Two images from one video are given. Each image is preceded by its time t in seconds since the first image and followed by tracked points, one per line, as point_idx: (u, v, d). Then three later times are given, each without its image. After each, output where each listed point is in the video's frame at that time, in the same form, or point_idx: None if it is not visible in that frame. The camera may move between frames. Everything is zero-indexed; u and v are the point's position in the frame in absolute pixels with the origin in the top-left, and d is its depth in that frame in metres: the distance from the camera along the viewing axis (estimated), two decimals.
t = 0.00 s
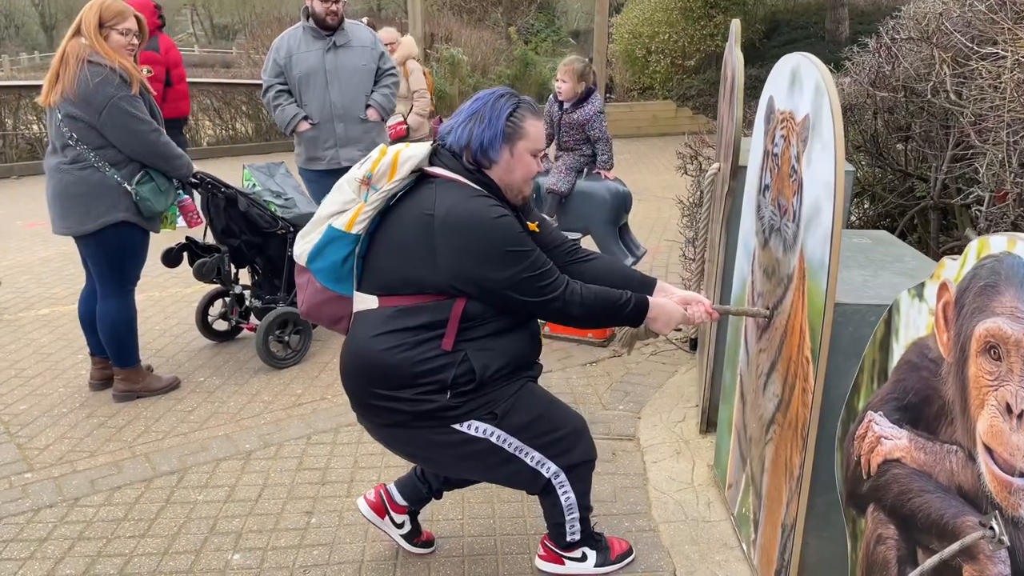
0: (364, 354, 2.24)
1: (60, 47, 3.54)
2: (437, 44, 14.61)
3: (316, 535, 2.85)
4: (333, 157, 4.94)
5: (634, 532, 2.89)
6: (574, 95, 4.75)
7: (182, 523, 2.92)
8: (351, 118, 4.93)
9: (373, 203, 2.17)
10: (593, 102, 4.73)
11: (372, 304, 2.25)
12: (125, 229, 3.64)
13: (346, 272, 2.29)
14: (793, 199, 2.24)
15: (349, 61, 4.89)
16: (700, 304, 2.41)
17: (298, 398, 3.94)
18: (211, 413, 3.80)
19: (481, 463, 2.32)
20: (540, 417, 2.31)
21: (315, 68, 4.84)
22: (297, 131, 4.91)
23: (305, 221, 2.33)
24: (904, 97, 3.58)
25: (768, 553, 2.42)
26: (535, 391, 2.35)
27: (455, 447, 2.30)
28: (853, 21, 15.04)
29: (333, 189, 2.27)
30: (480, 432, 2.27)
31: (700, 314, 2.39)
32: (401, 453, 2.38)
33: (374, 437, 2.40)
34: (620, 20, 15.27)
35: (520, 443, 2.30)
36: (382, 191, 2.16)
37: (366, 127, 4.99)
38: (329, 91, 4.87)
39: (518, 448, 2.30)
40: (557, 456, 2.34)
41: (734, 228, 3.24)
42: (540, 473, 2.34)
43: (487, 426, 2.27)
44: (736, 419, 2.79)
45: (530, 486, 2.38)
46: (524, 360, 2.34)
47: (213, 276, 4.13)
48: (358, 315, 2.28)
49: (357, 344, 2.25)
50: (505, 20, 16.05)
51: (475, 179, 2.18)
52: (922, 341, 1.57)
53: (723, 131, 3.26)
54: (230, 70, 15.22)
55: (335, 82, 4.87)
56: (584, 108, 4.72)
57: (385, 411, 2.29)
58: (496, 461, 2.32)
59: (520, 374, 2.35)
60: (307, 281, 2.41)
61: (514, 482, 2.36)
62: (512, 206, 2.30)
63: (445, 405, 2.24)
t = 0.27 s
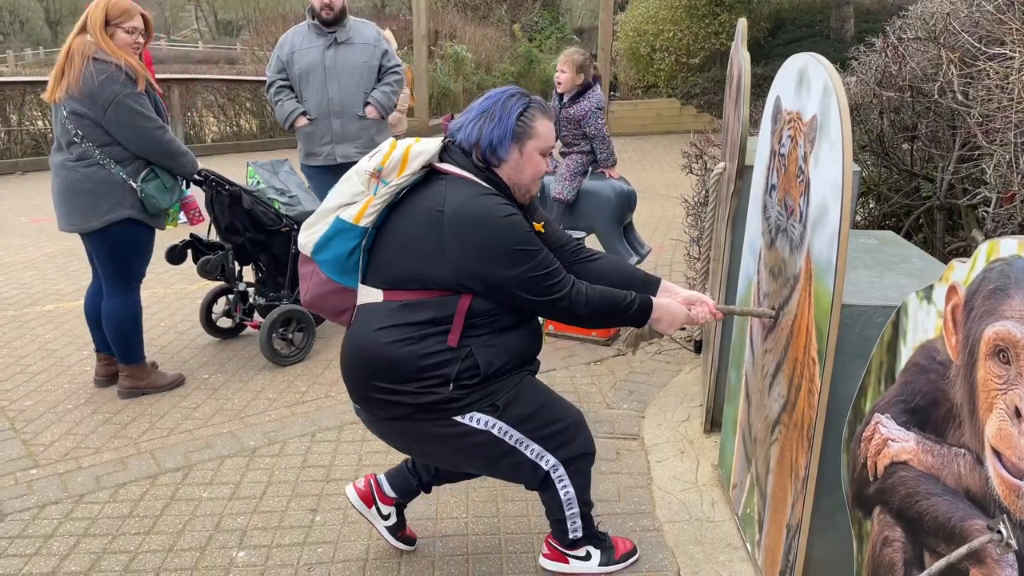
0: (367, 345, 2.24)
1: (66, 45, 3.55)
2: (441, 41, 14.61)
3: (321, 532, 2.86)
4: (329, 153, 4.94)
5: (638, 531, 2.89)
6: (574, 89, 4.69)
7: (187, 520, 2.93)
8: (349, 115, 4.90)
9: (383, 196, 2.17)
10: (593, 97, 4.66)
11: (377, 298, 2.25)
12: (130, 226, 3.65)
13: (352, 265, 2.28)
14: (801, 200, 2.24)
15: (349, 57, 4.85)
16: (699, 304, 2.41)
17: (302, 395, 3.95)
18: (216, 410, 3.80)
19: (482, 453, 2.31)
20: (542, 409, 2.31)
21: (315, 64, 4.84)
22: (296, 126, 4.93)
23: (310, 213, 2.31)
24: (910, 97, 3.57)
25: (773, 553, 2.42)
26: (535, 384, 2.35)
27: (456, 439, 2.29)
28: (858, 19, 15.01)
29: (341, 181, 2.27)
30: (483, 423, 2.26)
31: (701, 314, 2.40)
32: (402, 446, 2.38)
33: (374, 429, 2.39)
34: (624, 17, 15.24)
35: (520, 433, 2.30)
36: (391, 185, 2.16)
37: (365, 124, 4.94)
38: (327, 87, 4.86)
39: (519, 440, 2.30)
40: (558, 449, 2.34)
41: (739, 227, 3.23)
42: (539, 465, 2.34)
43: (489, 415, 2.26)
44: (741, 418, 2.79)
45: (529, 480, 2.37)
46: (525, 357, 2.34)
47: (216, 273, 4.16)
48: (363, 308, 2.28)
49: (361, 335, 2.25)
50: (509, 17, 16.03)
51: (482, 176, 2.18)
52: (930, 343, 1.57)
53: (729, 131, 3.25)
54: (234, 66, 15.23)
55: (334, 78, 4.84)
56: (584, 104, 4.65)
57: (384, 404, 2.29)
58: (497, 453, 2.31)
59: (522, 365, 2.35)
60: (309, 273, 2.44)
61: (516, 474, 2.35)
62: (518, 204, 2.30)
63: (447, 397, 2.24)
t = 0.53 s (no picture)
0: (364, 345, 2.23)
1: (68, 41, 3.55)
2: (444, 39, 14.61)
3: (325, 531, 2.86)
4: (325, 148, 4.93)
5: (642, 531, 2.89)
6: (580, 81, 4.78)
7: (191, 518, 2.93)
8: (346, 111, 4.88)
9: (384, 198, 2.15)
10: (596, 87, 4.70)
11: (376, 299, 2.24)
12: (134, 223, 3.64)
13: (351, 266, 2.26)
14: (807, 199, 2.23)
15: (348, 54, 4.83)
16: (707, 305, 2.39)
17: (306, 393, 3.94)
18: (219, 408, 3.80)
19: (479, 455, 2.30)
20: (539, 411, 2.30)
21: (315, 60, 4.85)
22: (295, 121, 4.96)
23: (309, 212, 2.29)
24: (916, 96, 3.56)
25: (778, 554, 2.41)
26: (531, 385, 2.34)
27: (452, 439, 2.29)
28: (862, 17, 14.97)
29: (342, 179, 2.25)
30: (478, 425, 2.26)
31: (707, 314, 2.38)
32: (397, 446, 2.37)
33: (369, 429, 2.39)
34: (627, 15, 15.23)
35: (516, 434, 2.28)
36: (393, 186, 2.14)
37: (361, 121, 4.90)
38: (325, 83, 4.86)
39: (516, 441, 2.29)
40: (553, 450, 2.32)
41: (744, 227, 3.22)
42: (535, 466, 2.32)
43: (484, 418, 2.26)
44: (746, 418, 2.77)
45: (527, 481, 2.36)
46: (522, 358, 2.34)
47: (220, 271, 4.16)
48: (361, 308, 2.27)
49: (359, 335, 2.24)
50: (512, 15, 16.02)
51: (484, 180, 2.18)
52: (939, 344, 1.56)
53: (734, 130, 3.25)
54: (238, 63, 15.24)
55: (332, 74, 4.84)
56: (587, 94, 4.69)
57: (382, 403, 2.28)
58: (493, 454, 2.30)
59: (520, 367, 2.35)
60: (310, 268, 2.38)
61: (515, 475, 2.34)
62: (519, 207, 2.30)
63: (444, 398, 2.23)
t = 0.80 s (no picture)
0: (371, 326, 2.23)
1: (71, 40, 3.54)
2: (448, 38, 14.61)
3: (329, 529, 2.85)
4: (321, 146, 4.93)
5: (647, 530, 2.88)
6: (585, 81, 4.76)
7: (196, 516, 2.93)
8: (342, 110, 4.86)
9: (396, 179, 2.16)
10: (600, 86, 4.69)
11: (385, 280, 2.23)
12: (138, 222, 3.64)
13: (363, 246, 2.25)
14: (813, 198, 2.22)
15: (348, 52, 4.83)
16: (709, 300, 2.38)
17: (309, 392, 3.94)
18: (224, 406, 3.80)
19: (480, 446, 2.30)
20: (545, 407, 2.31)
21: (315, 58, 4.87)
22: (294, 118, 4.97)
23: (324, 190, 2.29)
24: (921, 95, 3.55)
25: (784, 553, 2.40)
26: (539, 380, 2.34)
27: (456, 426, 2.28)
28: (866, 16, 14.94)
29: (357, 159, 2.25)
30: (484, 414, 2.25)
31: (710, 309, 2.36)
32: (400, 430, 2.36)
33: (373, 411, 2.38)
34: (631, 15, 15.23)
35: (521, 428, 2.28)
36: (407, 169, 2.15)
37: (357, 120, 4.86)
38: (323, 80, 4.87)
39: (520, 435, 2.29)
40: (557, 448, 2.33)
41: (749, 226, 3.21)
42: (537, 462, 2.33)
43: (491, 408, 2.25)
44: (751, 417, 2.77)
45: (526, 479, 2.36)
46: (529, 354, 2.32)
47: (224, 270, 4.13)
48: (370, 288, 2.27)
49: (369, 315, 2.24)
50: (515, 13, 16.00)
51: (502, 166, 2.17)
52: (947, 343, 1.56)
53: (739, 129, 3.24)
54: (241, 63, 15.25)
55: (331, 73, 4.85)
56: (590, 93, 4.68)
57: (387, 385, 2.28)
58: (495, 447, 2.30)
59: (526, 361, 2.33)
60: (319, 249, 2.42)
61: (513, 470, 2.34)
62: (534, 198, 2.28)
63: (451, 383, 2.23)
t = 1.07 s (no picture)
0: (437, 289, 2.17)
1: (76, 41, 3.55)
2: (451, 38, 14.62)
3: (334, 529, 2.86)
4: (320, 146, 4.93)
5: (651, 530, 2.88)
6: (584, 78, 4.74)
7: (200, 516, 2.94)
8: (341, 111, 4.86)
9: (463, 142, 2.08)
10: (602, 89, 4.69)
11: (446, 245, 2.15)
12: (143, 222, 3.65)
13: (422, 211, 2.15)
14: (819, 198, 2.22)
15: (349, 53, 4.84)
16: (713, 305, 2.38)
17: (314, 392, 3.95)
18: (228, 406, 3.81)
19: (529, 422, 2.28)
20: (592, 387, 2.32)
21: (316, 59, 4.90)
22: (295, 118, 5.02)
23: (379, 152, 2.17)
24: (925, 95, 3.55)
25: (788, 553, 2.41)
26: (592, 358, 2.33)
27: (514, 395, 2.24)
28: (869, 16, 14.93)
29: (415, 120, 2.14)
30: (545, 387, 2.23)
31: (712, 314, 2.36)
32: (455, 394, 2.30)
33: (429, 373, 2.32)
34: (634, 15, 15.24)
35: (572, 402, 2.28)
36: (471, 132, 2.06)
37: (356, 120, 4.85)
38: (323, 81, 4.89)
39: (571, 410, 2.29)
40: (600, 426, 2.35)
41: (754, 226, 3.21)
42: (577, 437, 2.33)
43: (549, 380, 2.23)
44: (756, 417, 2.77)
45: (556, 457, 2.36)
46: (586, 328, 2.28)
47: (228, 270, 4.15)
48: (429, 254, 2.18)
49: (434, 277, 2.17)
50: (517, 14, 16.01)
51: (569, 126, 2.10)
52: (952, 344, 1.56)
53: (743, 130, 3.24)
54: (244, 63, 15.28)
55: (331, 73, 4.86)
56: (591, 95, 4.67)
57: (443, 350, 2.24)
58: (546, 417, 2.28)
59: (588, 334, 2.29)
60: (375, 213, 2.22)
61: (553, 446, 2.34)
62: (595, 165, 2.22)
63: (514, 350, 2.19)
